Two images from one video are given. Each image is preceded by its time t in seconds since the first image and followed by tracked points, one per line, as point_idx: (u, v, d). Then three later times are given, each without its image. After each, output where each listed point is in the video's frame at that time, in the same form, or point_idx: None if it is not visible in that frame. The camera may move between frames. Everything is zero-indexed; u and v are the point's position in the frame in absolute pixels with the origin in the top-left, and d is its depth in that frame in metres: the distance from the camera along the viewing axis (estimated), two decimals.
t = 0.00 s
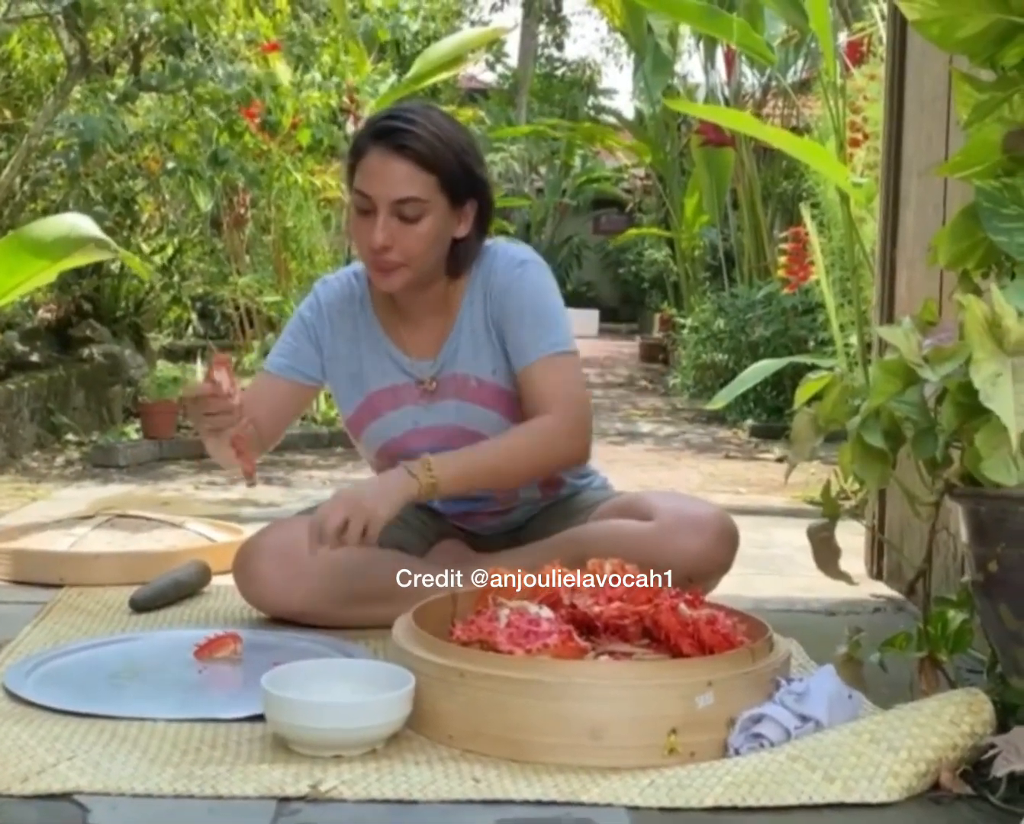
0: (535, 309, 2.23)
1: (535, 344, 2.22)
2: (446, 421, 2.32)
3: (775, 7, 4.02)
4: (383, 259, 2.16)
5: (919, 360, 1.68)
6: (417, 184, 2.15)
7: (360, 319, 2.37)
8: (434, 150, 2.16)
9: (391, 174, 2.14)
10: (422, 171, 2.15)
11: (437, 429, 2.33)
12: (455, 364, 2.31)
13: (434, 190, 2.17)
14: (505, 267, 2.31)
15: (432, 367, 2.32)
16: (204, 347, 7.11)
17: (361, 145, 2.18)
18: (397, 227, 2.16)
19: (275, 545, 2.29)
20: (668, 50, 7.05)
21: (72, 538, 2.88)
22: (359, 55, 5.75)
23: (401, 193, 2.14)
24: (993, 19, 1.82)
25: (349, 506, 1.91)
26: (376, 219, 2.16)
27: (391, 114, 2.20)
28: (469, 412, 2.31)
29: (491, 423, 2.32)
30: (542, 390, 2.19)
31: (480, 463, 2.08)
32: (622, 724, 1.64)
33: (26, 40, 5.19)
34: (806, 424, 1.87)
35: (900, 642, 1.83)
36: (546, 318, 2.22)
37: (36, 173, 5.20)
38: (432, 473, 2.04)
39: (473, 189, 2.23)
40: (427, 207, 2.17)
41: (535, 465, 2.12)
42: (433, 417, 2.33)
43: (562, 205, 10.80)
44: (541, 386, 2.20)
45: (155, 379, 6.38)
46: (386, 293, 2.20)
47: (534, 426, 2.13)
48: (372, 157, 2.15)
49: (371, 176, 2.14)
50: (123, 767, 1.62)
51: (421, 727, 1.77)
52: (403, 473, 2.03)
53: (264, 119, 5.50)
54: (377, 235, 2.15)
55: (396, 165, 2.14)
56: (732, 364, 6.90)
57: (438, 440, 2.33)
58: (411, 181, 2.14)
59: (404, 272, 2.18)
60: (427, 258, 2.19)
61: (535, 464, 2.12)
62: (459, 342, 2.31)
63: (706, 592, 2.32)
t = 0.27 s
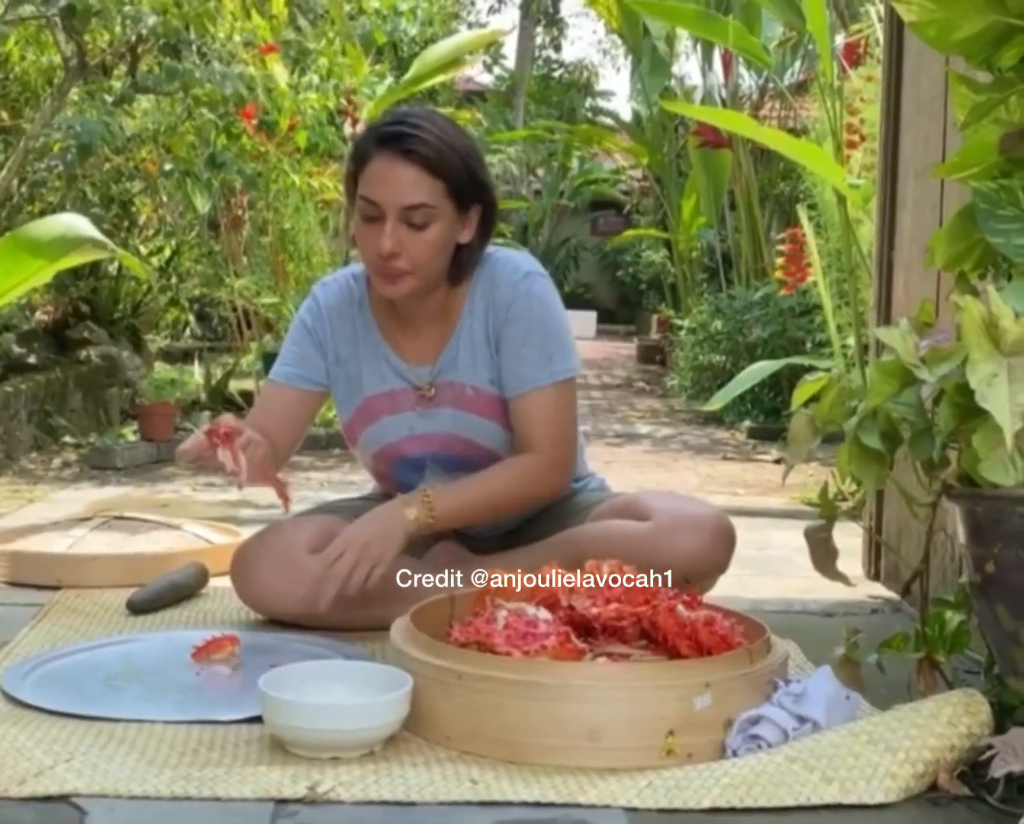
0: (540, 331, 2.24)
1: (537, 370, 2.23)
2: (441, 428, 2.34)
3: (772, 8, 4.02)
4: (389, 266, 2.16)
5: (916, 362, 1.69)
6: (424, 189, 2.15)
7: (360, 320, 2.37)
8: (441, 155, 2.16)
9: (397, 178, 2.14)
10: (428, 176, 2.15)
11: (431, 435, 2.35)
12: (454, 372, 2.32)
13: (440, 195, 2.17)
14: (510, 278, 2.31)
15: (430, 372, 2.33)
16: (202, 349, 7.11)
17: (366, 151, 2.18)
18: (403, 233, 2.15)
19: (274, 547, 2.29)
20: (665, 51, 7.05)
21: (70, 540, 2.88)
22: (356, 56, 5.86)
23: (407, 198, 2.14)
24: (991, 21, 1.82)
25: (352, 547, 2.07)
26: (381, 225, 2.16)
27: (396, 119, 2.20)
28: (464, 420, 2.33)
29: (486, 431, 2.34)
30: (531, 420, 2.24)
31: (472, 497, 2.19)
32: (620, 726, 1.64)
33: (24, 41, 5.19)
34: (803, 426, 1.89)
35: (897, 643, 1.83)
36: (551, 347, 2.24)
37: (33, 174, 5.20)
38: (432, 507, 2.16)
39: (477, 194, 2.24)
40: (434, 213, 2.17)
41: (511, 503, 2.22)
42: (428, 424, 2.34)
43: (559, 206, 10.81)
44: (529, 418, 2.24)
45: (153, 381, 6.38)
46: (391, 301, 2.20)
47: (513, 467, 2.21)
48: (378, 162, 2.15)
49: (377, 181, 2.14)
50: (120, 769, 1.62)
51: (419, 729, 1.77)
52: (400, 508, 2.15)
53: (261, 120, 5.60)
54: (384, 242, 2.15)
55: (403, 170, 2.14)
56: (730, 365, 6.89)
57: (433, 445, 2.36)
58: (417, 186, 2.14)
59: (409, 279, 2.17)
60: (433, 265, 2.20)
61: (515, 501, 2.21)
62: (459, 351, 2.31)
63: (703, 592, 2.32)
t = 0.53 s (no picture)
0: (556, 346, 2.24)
1: (558, 376, 2.23)
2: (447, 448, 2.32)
3: (769, 9, 4.02)
4: (396, 288, 2.14)
5: (913, 363, 1.69)
6: (430, 207, 2.14)
7: (364, 336, 2.35)
8: (445, 172, 2.15)
9: (403, 198, 2.12)
10: (434, 194, 2.14)
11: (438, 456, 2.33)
12: (462, 389, 2.31)
13: (446, 214, 2.16)
14: (514, 289, 2.30)
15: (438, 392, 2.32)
16: (199, 351, 7.10)
17: (368, 171, 2.16)
18: (410, 254, 2.13)
19: (271, 548, 2.29)
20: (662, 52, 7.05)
21: (67, 542, 2.88)
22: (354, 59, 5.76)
23: (414, 218, 2.12)
24: (987, 22, 1.82)
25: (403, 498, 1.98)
26: (387, 247, 2.13)
27: (397, 139, 2.19)
28: (472, 439, 2.31)
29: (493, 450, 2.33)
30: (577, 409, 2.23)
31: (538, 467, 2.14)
32: (618, 727, 1.64)
33: (21, 42, 5.19)
34: (801, 427, 1.89)
35: (895, 644, 1.83)
36: (574, 351, 2.24)
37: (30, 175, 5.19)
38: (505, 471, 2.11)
39: (480, 212, 2.23)
40: (441, 231, 2.15)
41: (560, 483, 2.16)
42: (435, 443, 2.32)
43: (557, 208, 10.80)
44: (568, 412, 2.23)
45: (150, 383, 6.38)
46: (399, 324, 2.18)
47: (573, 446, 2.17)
48: (382, 182, 2.13)
49: (382, 202, 2.12)
50: (118, 770, 1.62)
51: (417, 731, 1.77)
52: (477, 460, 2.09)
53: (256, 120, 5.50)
54: (390, 263, 2.12)
55: (407, 189, 2.12)
56: (727, 367, 6.89)
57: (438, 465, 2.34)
58: (423, 204, 2.13)
59: (417, 301, 2.15)
60: (439, 285, 2.17)
61: (567, 485, 2.17)
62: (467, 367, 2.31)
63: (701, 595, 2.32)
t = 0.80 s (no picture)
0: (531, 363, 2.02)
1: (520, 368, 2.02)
2: (446, 472, 2.24)
3: (765, 10, 4.02)
4: (398, 322, 1.98)
5: (911, 364, 1.69)
6: (433, 237, 1.97)
7: (363, 358, 2.20)
8: (448, 199, 1.98)
9: (404, 227, 1.95)
10: (437, 223, 1.97)
11: (437, 480, 2.25)
12: (456, 419, 2.18)
13: (450, 242, 1.99)
14: (500, 310, 2.11)
15: (432, 422, 2.19)
16: (196, 352, 7.11)
17: (366, 197, 1.99)
18: (412, 286, 1.97)
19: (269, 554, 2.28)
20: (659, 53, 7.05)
21: (64, 543, 2.88)
22: (351, 60, 5.97)
23: (416, 248, 1.95)
24: (984, 23, 1.82)
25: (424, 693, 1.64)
26: (388, 279, 1.97)
27: (397, 163, 2.02)
28: (470, 469, 2.22)
29: (490, 477, 2.23)
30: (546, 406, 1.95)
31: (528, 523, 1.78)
32: (616, 727, 1.64)
33: (18, 43, 5.19)
34: (798, 427, 1.89)
35: (893, 644, 1.83)
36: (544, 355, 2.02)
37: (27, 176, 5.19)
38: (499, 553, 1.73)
39: (485, 239, 2.07)
40: (445, 261, 1.98)
41: (546, 492, 1.82)
42: (432, 469, 2.24)
43: (554, 208, 10.81)
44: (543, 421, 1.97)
45: (147, 384, 6.38)
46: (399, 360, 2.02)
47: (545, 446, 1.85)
48: (381, 208, 1.96)
49: (381, 231, 1.95)
50: (115, 772, 1.62)
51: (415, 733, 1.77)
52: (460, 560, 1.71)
53: (256, 120, 5.55)
54: (392, 297, 1.96)
55: (409, 217, 1.95)
56: (724, 367, 6.89)
57: (439, 490, 2.27)
58: (426, 234, 1.96)
59: (419, 335, 1.99)
60: (443, 318, 2.02)
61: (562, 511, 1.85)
62: (463, 397, 2.17)
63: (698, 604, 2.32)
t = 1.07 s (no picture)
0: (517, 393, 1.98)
1: (513, 392, 1.98)
2: (441, 485, 2.23)
3: (763, 10, 4.02)
4: (393, 346, 1.95)
5: (909, 364, 1.68)
6: (430, 261, 1.92)
7: (359, 371, 2.18)
8: (445, 221, 1.94)
9: (400, 251, 1.91)
10: (434, 246, 1.93)
11: (432, 492, 2.25)
12: (449, 437, 2.16)
13: (447, 265, 1.95)
14: (495, 331, 2.07)
15: (425, 439, 2.18)
16: (194, 352, 7.11)
17: (360, 218, 1.95)
18: (408, 310, 1.93)
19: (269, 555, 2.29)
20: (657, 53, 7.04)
21: (62, 543, 2.87)
22: (350, 60, 6.03)
23: (412, 272, 1.91)
24: (982, 23, 1.82)
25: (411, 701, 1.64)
26: (383, 303, 1.93)
27: (393, 181, 1.97)
28: (464, 485, 2.21)
29: (484, 492, 2.22)
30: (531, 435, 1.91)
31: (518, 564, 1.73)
32: (614, 728, 1.64)
33: (15, 43, 5.19)
34: (796, 427, 1.88)
35: (891, 644, 1.83)
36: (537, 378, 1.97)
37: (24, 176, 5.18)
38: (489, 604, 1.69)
39: (483, 259, 2.02)
40: (441, 285, 1.95)
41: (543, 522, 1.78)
42: (428, 483, 2.23)
43: (552, 209, 10.81)
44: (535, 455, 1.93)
45: (145, 384, 6.37)
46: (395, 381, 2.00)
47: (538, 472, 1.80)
48: (376, 231, 1.92)
49: (376, 255, 1.91)
50: (112, 772, 1.62)
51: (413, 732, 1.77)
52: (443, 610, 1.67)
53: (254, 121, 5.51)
54: (388, 321, 1.93)
55: (405, 241, 1.91)
56: (722, 368, 6.89)
57: (435, 502, 2.27)
58: (422, 257, 1.92)
59: (415, 358, 1.97)
60: (439, 340, 1.99)
61: (556, 542, 1.80)
62: (457, 415, 2.14)
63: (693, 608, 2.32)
